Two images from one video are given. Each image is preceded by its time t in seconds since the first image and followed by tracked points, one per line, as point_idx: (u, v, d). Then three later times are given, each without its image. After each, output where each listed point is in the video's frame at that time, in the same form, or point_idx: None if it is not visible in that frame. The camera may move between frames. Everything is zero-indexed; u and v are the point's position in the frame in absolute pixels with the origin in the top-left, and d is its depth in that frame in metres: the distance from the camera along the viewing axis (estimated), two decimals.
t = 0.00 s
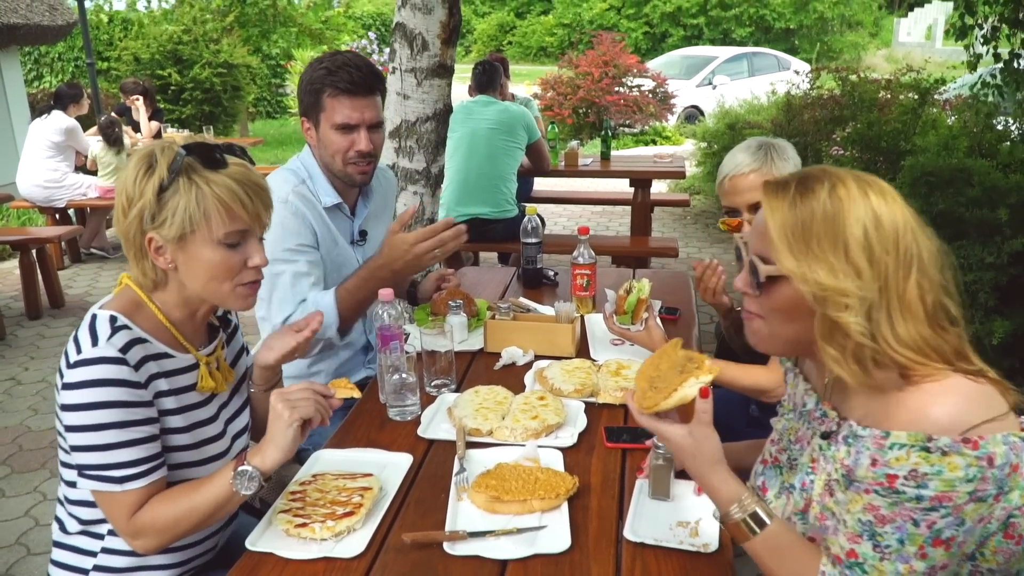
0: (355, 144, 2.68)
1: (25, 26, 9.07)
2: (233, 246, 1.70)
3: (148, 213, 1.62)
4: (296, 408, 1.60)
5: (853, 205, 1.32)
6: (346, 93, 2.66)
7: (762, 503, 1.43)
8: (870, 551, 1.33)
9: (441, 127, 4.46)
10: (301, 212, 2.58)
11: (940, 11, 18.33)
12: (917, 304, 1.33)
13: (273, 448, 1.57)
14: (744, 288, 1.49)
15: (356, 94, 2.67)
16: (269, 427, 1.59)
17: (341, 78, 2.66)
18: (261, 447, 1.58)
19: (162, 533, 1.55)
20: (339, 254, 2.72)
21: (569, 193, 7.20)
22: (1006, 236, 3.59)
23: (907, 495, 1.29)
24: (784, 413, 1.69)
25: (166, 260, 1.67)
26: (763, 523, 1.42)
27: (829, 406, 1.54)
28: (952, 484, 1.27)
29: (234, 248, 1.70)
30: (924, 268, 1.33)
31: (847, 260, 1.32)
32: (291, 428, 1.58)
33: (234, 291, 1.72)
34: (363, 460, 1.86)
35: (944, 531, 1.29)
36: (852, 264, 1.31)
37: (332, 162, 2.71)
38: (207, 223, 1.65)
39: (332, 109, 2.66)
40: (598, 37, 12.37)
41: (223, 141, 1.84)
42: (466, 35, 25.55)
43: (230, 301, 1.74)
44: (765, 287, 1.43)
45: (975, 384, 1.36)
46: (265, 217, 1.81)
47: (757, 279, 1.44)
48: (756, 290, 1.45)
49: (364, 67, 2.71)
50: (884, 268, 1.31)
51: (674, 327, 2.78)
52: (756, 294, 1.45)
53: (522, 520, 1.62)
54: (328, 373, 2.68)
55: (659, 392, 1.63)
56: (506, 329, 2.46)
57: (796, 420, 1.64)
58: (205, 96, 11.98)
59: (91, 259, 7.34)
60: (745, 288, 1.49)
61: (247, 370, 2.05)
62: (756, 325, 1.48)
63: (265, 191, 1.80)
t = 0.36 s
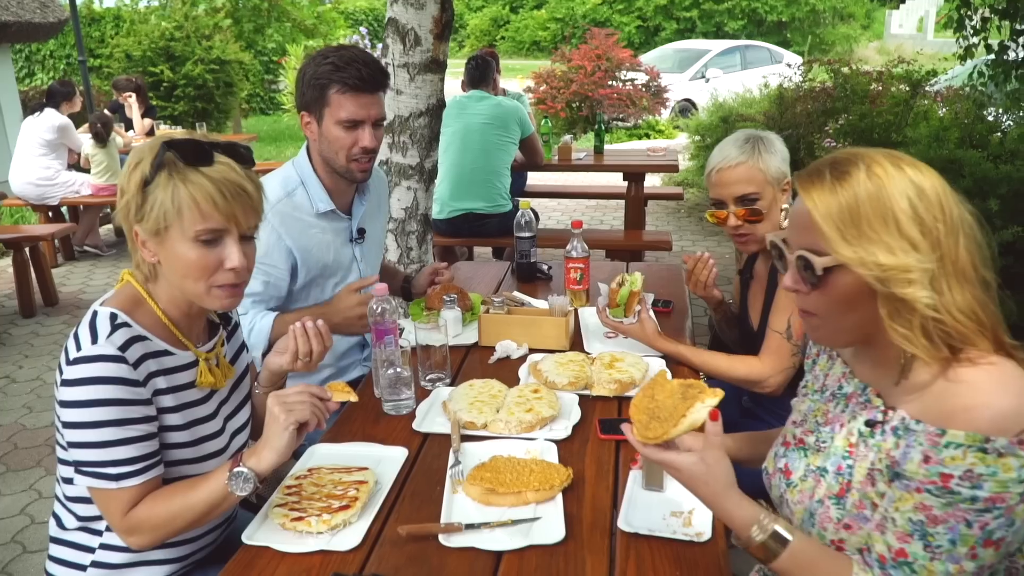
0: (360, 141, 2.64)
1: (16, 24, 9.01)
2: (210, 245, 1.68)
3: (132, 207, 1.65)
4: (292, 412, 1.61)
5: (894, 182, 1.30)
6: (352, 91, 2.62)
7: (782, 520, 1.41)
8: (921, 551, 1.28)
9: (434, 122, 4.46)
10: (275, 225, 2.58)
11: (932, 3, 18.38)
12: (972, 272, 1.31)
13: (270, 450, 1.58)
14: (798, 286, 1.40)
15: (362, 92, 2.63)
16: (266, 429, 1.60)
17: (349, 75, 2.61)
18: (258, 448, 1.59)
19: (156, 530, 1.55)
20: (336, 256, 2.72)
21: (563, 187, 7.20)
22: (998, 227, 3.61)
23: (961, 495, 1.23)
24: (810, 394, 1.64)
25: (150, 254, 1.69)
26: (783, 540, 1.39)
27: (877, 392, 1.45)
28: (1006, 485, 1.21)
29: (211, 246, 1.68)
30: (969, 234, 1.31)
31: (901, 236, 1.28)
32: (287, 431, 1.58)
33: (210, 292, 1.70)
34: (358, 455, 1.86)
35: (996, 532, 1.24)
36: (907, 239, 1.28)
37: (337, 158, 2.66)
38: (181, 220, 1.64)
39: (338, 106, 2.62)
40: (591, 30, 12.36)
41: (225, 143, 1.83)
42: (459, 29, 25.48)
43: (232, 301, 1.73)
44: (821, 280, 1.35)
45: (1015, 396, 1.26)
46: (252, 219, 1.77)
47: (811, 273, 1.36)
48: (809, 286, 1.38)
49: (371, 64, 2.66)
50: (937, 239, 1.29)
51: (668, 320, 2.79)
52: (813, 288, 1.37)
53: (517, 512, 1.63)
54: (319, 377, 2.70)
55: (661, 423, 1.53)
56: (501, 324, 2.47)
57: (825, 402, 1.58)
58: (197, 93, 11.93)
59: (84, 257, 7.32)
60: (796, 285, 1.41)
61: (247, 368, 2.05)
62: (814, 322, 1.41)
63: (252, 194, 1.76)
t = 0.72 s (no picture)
0: (364, 143, 2.66)
1: (12, 17, 8.98)
2: (202, 239, 1.68)
3: (124, 200, 1.66)
4: (289, 402, 1.62)
5: (953, 177, 1.32)
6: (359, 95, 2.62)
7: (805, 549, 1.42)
8: (959, 558, 1.31)
9: (430, 118, 4.47)
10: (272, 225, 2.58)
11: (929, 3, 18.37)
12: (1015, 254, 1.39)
13: (267, 441, 1.59)
14: (873, 298, 1.37)
15: (373, 98, 2.65)
16: (264, 421, 1.61)
17: (363, 79, 2.63)
18: (256, 439, 1.60)
19: (152, 520, 1.56)
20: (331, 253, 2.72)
21: (559, 184, 7.20)
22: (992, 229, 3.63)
23: (994, 498, 1.25)
24: (821, 386, 1.66)
25: (141, 248, 1.69)
26: (809, 570, 1.40)
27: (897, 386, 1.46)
28: None
29: (203, 241, 1.69)
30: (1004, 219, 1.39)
31: (978, 228, 1.31)
32: (284, 422, 1.60)
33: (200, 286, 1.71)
34: (352, 449, 1.87)
35: None
36: (983, 230, 1.31)
37: (339, 158, 2.67)
38: (172, 213, 1.65)
39: (348, 108, 2.61)
40: (588, 27, 12.35)
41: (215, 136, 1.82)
42: (456, 25, 25.41)
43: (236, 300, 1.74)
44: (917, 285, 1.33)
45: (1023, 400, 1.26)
46: (245, 210, 1.78)
47: (906, 280, 1.33)
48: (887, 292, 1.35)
49: (383, 69, 2.67)
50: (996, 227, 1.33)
51: (661, 317, 2.81)
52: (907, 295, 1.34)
53: (508, 507, 1.64)
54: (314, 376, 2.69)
55: (678, 462, 1.46)
56: (495, 320, 2.48)
57: (836, 394, 1.61)
58: (193, 87, 11.89)
59: (79, 250, 7.30)
60: (871, 295, 1.37)
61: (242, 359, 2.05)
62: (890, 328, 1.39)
63: (246, 186, 1.77)
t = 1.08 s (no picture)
0: (368, 145, 2.67)
1: (9, 17, 8.96)
2: (214, 235, 1.71)
3: (132, 199, 1.64)
4: (286, 397, 1.63)
5: (963, 174, 1.32)
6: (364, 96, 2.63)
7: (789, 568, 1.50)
8: (954, 557, 1.29)
9: (427, 117, 4.48)
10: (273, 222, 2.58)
11: None
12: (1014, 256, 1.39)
13: (263, 436, 1.61)
14: (880, 299, 1.37)
15: (379, 102, 2.66)
16: (260, 418, 1.62)
17: (373, 83, 2.63)
18: (253, 435, 1.62)
19: (151, 518, 1.57)
20: (330, 250, 2.74)
21: (556, 181, 7.21)
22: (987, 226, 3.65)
23: (986, 498, 1.23)
24: (815, 381, 1.69)
25: (149, 247, 1.69)
26: None
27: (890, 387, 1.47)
28: None
29: (216, 237, 1.72)
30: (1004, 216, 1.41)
31: (983, 227, 1.31)
32: (281, 418, 1.61)
33: (217, 278, 1.74)
34: (351, 444, 1.89)
35: None
36: (987, 232, 1.31)
37: (342, 159, 2.68)
38: (189, 211, 1.66)
39: (355, 111, 2.62)
40: (585, 25, 12.36)
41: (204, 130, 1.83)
42: (452, 24, 25.42)
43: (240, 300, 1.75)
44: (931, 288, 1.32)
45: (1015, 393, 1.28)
46: (247, 204, 1.82)
47: (919, 284, 1.32)
48: (890, 293, 1.35)
49: (388, 73, 2.68)
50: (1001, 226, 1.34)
51: (658, 313, 2.83)
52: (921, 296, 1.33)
53: (507, 501, 1.66)
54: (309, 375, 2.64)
55: (660, 503, 1.48)
56: (493, 317, 2.49)
57: (829, 390, 1.63)
58: (190, 86, 11.89)
59: (77, 249, 7.31)
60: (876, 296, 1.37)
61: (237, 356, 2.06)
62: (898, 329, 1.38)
63: (249, 181, 1.81)
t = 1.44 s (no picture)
0: (367, 145, 2.69)
1: (6, 17, 8.95)
2: (212, 239, 1.73)
3: (131, 198, 1.65)
4: (280, 399, 1.64)
5: (898, 173, 1.32)
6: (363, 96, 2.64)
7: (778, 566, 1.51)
8: (938, 565, 1.33)
9: (424, 116, 4.49)
10: (270, 220, 2.60)
11: None
12: (956, 281, 1.30)
13: (257, 437, 1.62)
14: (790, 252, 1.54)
15: (378, 102, 2.67)
16: (255, 418, 1.63)
17: (374, 84, 2.65)
18: (247, 435, 1.63)
19: (147, 514, 1.59)
20: (329, 246, 2.75)
21: (553, 180, 7.23)
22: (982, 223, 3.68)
23: (968, 507, 1.27)
24: (806, 379, 1.71)
25: (145, 246, 1.70)
26: None
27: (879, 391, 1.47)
28: (1008, 494, 1.26)
29: (212, 241, 1.74)
30: (970, 245, 1.30)
31: (882, 229, 1.32)
32: (275, 419, 1.62)
33: (207, 283, 1.76)
34: (349, 440, 1.90)
35: (1005, 542, 1.30)
36: (886, 237, 1.31)
37: (341, 159, 2.70)
38: (188, 214, 1.68)
39: (354, 112, 2.63)
40: (582, 23, 12.39)
41: (205, 133, 1.85)
42: (450, 23, 25.43)
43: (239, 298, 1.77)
44: (804, 252, 1.47)
45: (1000, 384, 1.30)
46: (245, 210, 1.84)
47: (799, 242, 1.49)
48: (799, 257, 1.50)
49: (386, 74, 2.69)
50: (919, 243, 1.30)
51: (654, 310, 2.85)
52: (801, 259, 1.49)
53: (503, 496, 1.67)
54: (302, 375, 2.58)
55: (652, 493, 1.51)
56: (489, 314, 2.51)
57: (820, 389, 1.66)
58: (187, 86, 11.89)
59: (74, 249, 7.31)
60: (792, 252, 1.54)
61: (232, 353, 2.07)
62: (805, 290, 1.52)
63: (248, 188, 1.84)
